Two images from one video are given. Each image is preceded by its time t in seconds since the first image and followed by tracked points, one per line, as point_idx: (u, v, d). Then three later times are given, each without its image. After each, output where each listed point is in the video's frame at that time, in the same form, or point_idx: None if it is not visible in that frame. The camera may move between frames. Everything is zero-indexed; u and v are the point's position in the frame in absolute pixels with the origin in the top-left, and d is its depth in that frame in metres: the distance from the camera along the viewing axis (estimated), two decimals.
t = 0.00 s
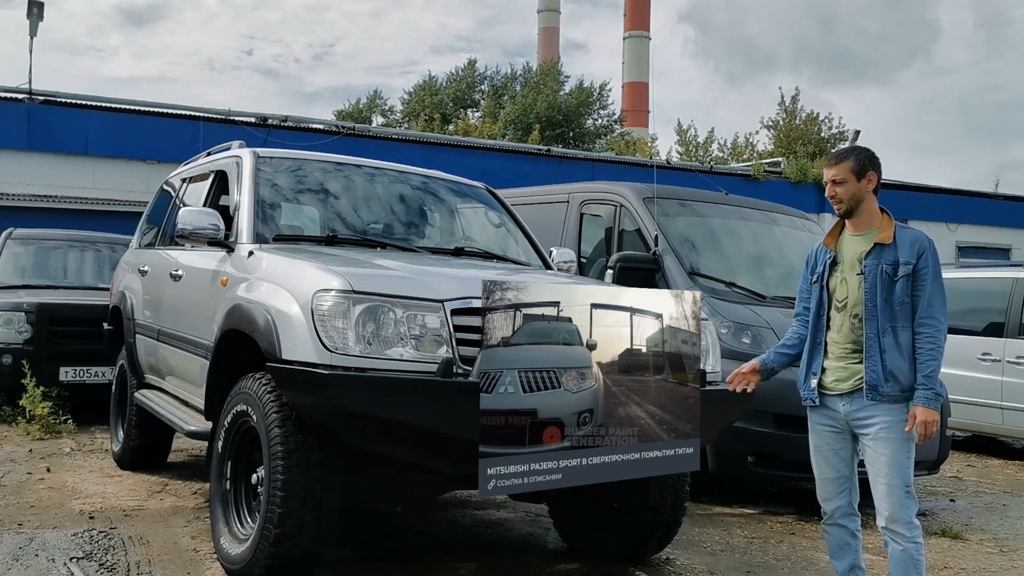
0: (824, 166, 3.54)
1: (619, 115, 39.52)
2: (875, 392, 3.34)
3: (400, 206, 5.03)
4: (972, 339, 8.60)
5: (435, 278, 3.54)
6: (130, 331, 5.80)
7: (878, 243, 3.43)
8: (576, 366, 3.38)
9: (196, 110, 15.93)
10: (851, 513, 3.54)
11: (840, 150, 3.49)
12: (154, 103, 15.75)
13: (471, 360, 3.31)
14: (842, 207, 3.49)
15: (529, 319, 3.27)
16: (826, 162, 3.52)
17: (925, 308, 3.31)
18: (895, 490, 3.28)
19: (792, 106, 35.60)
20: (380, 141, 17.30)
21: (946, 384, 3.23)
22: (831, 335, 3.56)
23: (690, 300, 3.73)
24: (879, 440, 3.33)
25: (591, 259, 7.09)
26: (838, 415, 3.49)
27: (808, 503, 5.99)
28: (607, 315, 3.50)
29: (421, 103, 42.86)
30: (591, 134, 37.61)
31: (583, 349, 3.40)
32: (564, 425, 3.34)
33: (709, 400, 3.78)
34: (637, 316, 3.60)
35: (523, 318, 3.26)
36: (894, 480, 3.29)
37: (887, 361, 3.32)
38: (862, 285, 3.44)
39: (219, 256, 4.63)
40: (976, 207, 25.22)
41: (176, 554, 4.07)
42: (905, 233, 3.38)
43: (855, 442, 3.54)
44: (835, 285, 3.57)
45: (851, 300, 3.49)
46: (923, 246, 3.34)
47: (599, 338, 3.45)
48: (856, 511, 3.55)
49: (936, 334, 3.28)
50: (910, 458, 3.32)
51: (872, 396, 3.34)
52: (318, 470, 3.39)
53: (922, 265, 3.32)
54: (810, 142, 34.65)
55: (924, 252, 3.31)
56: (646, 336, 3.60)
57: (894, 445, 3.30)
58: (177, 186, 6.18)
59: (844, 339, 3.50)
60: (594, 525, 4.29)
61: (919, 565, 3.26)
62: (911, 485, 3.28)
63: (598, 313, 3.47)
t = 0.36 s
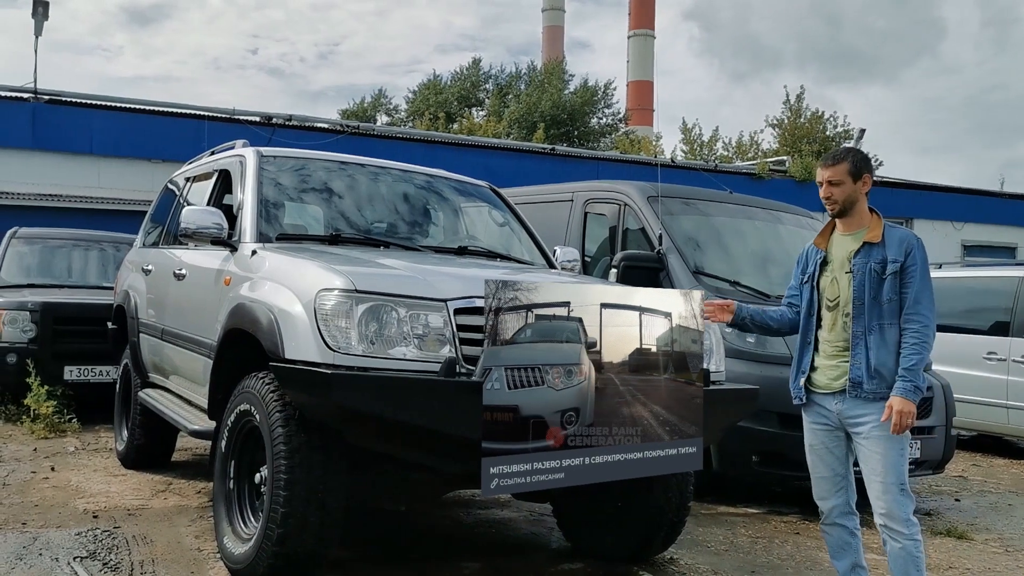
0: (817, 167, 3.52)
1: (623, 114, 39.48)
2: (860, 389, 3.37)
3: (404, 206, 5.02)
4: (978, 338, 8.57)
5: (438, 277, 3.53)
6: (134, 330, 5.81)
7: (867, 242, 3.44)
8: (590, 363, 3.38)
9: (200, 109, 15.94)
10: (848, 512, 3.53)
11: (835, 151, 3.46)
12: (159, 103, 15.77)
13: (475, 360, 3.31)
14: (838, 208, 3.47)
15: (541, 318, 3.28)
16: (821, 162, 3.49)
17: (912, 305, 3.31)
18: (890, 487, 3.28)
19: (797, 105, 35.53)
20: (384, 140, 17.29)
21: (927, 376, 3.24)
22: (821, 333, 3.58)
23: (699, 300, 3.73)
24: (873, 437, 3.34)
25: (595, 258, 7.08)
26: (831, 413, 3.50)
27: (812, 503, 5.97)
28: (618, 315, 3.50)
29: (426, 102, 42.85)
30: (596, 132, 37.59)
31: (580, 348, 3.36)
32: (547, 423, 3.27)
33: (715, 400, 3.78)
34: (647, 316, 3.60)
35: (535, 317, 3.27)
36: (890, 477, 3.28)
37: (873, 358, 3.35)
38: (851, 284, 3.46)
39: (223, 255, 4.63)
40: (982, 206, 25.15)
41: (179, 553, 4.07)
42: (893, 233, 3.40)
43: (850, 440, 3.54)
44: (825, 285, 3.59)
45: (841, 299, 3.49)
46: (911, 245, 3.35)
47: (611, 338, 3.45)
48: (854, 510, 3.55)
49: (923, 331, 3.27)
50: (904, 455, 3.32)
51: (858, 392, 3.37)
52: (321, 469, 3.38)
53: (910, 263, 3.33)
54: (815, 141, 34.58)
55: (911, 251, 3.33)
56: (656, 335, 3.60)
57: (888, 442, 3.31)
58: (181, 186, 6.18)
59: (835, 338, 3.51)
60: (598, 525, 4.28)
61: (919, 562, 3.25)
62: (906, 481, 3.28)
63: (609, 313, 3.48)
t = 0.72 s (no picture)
0: (828, 161, 3.49)
1: (628, 112, 39.44)
2: (865, 391, 3.36)
3: (409, 204, 5.02)
4: (984, 337, 8.55)
5: (444, 275, 3.52)
6: (139, 328, 5.82)
7: (866, 243, 3.42)
8: (617, 363, 3.44)
9: (205, 107, 15.96)
10: (851, 509, 3.52)
11: (849, 146, 3.47)
12: (164, 101, 15.79)
13: (481, 358, 3.31)
14: (851, 203, 3.45)
15: (570, 318, 3.35)
16: (833, 156, 3.47)
17: (910, 307, 3.32)
18: (893, 480, 3.27)
19: (803, 103, 35.46)
20: (389, 138, 17.30)
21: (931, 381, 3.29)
22: (821, 334, 3.56)
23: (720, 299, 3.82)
24: (875, 433, 3.33)
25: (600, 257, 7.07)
26: (834, 411, 3.49)
27: (818, 501, 5.96)
28: (641, 314, 3.56)
29: (431, 101, 42.84)
30: (601, 131, 37.57)
31: (589, 345, 3.37)
32: (550, 419, 3.26)
33: (723, 399, 3.78)
34: (671, 315, 3.67)
35: (562, 318, 3.35)
36: (892, 472, 3.28)
37: (876, 360, 3.33)
38: (851, 287, 3.44)
39: (228, 253, 4.63)
40: (988, 203, 25.08)
41: (185, 551, 4.07)
42: (891, 234, 3.39)
43: (852, 437, 3.53)
44: (824, 286, 3.56)
45: (843, 302, 3.48)
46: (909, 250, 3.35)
47: (636, 337, 3.51)
48: (856, 506, 3.54)
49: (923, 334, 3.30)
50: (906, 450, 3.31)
51: (862, 394, 3.36)
52: (326, 467, 3.38)
53: (907, 266, 3.33)
54: (821, 139, 34.50)
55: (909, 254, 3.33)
56: (681, 334, 3.67)
57: (891, 438, 3.30)
58: (186, 184, 6.18)
59: (838, 339, 3.50)
60: (604, 524, 4.28)
61: (921, 556, 3.25)
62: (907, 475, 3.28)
63: (633, 313, 3.54)
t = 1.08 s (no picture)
0: (827, 163, 3.50)
1: (635, 109, 39.39)
2: (873, 389, 3.36)
3: (417, 201, 5.02)
4: (992, 333, 8.53)
5: (454, 271, 3.53)
6: (149, 324, 5.84)
7: (872, 243, 3.42)
8: (650, 360, 3.49)
9: (212, 104, 16.00)
10: (862, 503, 3.53)
11: (847, 147, 3.47)
12: (171, 98, 15.82)
13: (491, 354, 3.32)
14: (851, 203, 3.45)
15: (604, 317, 3.39)
16: (831, 158, 3.48)
17: (919, 305, 3.34)
18: (901, 471, 3.27)
19: (809, 99, 35.37)
20: (395, 135, 17.31)
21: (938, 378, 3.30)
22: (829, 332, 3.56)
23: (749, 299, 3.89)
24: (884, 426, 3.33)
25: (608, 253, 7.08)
26: (843, 406, 3.49)
27: (826, 498, 5.96)
28: (675, 310, 3.61)
29: (436, 98, 42.84)
30: (607, 127, 37.54)
31: (607, 345, 3.35)
32: (565, 413, 3.26)
33: (732, 395, 3.78)
34: (703, 310, 3.72)
35: (598, 318, 3.39)
36: (898, 463, 3.28)
37: (884, 359, 3.34)
38: (858, 286, 3.44)
39: (238, 249, 4.65)
40: (996, 199, 24.99)
41: (196, 545, 4.09)
42: (897, 234, 3.40)
43: (862, 432, 3.53)
44: (831, 284, 3.55)
45: (850, 300, 3.48)
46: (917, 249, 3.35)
47: (671, 333, 3.55)
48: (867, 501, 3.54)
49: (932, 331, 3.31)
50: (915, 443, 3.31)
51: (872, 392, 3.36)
52: (337, 462, 3.39)
53: (915, 266, 3.34)
54: (827, 135, 34.41)
55: (917, 253, 3.34)
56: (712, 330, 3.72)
57: (899, 432, 3.29)
58: (195, 181, 6.20)
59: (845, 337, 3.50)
60: (613, 520, 4.29)
61: (928, 547, 3.25)
62: (916, 467, 3.27)
63: (667, 310, 3.58)
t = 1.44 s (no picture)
0: (844, 152, 3.52)
1: (649, 96, 39.23)
2: (901, 370, 3.37)
3: (438, 189, 5.05)
4: (1013, 322, 8.49)
5: (483, 260, 3.57)
6: (175, 312, 5.91)
7: (891, 225, 3.44)
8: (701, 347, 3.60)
9: (229, 92, 16.06)
10: (888, 491, 3.55)
11: (863, 136, 3.49)
12: (189, 87, 15.90)
13: (520, 342, 3.35)
14: (869, 190, 3.47)
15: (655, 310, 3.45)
16: (847, 146, 3.50)
17: (940, 282, 3.34)
18: (929, 459, 3.29)
19: (826, 86, 35.12)
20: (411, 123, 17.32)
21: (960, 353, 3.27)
22: (856, 318, 3.59)
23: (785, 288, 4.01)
24: (914, 412, 3.34)
25: (628, 242, 7.09)
26: (871, 393, 3.50)
27: (847, 485, 5.97)
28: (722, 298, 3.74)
29: (450, 86, 42.81)
30: (621, 115, 37.42)
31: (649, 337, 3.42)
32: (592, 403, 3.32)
33: (756, 382, 3.80)
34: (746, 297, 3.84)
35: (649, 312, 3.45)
36: (927, 450, 3.30)
37: (910, 338, 3.35)
38: (881, 269, 3.46)
39: (266, 238, 4.69)
40: (1015, 187, 24.78)
41: (228, 529, 4.16)
42: (915, 215, 3.42)
43: (889, 420, 3.54)
44: (853, 273, 3.57)
45: (875, 285, 3.50)
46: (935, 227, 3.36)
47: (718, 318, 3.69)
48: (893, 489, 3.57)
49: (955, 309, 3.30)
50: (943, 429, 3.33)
51: (899, 373, 3.37)
52: (368, 448, 3.44)
53: (935, 243, 3.34)
54: (844, 122, 34.18)
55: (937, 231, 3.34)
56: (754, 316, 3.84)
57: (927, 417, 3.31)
58: (219, 171, 6.26)
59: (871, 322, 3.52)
60: (637, 506, 4.32)
61: (954, 535, 3.28)
62: (943, 453, 3.30)
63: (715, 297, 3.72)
